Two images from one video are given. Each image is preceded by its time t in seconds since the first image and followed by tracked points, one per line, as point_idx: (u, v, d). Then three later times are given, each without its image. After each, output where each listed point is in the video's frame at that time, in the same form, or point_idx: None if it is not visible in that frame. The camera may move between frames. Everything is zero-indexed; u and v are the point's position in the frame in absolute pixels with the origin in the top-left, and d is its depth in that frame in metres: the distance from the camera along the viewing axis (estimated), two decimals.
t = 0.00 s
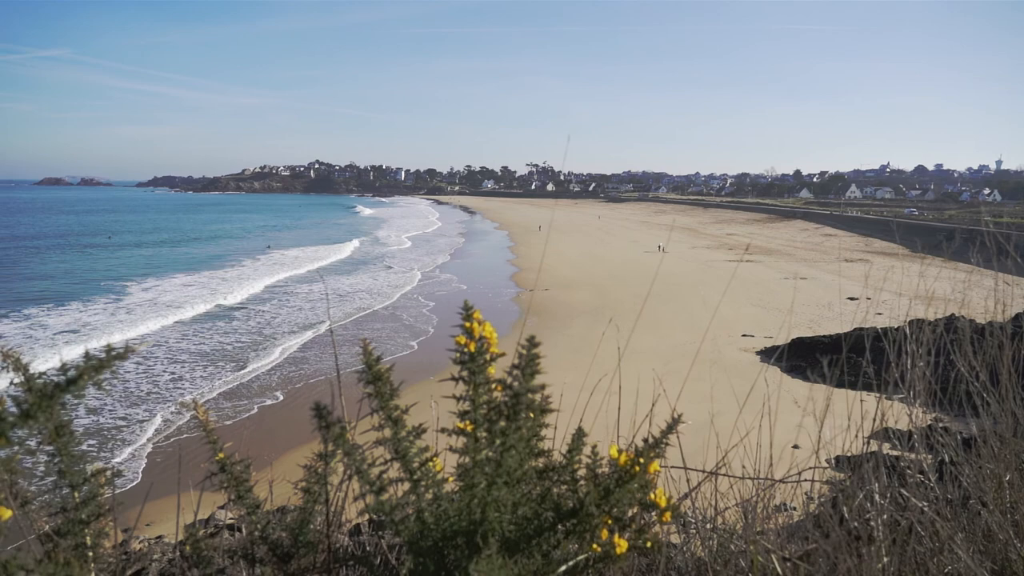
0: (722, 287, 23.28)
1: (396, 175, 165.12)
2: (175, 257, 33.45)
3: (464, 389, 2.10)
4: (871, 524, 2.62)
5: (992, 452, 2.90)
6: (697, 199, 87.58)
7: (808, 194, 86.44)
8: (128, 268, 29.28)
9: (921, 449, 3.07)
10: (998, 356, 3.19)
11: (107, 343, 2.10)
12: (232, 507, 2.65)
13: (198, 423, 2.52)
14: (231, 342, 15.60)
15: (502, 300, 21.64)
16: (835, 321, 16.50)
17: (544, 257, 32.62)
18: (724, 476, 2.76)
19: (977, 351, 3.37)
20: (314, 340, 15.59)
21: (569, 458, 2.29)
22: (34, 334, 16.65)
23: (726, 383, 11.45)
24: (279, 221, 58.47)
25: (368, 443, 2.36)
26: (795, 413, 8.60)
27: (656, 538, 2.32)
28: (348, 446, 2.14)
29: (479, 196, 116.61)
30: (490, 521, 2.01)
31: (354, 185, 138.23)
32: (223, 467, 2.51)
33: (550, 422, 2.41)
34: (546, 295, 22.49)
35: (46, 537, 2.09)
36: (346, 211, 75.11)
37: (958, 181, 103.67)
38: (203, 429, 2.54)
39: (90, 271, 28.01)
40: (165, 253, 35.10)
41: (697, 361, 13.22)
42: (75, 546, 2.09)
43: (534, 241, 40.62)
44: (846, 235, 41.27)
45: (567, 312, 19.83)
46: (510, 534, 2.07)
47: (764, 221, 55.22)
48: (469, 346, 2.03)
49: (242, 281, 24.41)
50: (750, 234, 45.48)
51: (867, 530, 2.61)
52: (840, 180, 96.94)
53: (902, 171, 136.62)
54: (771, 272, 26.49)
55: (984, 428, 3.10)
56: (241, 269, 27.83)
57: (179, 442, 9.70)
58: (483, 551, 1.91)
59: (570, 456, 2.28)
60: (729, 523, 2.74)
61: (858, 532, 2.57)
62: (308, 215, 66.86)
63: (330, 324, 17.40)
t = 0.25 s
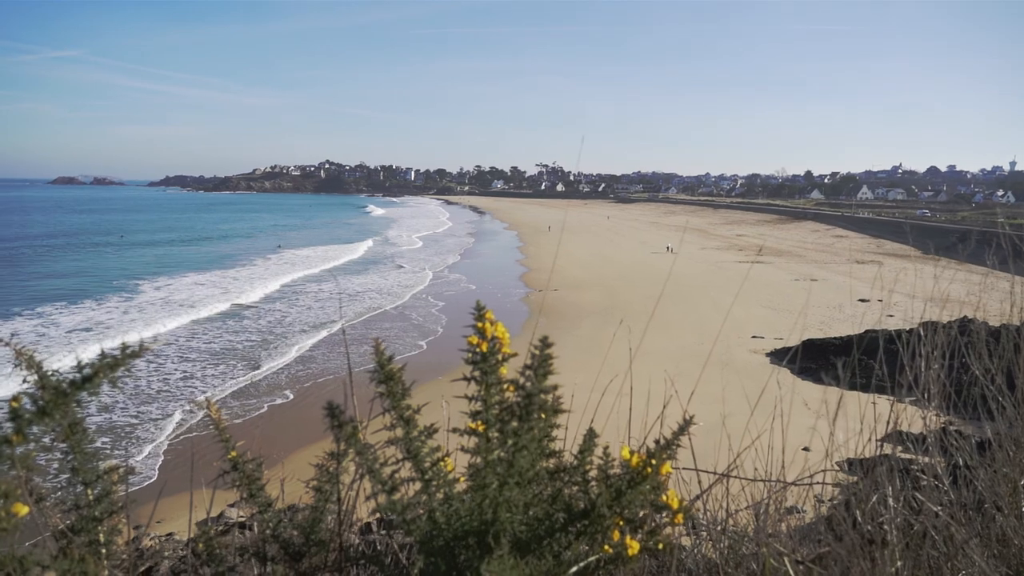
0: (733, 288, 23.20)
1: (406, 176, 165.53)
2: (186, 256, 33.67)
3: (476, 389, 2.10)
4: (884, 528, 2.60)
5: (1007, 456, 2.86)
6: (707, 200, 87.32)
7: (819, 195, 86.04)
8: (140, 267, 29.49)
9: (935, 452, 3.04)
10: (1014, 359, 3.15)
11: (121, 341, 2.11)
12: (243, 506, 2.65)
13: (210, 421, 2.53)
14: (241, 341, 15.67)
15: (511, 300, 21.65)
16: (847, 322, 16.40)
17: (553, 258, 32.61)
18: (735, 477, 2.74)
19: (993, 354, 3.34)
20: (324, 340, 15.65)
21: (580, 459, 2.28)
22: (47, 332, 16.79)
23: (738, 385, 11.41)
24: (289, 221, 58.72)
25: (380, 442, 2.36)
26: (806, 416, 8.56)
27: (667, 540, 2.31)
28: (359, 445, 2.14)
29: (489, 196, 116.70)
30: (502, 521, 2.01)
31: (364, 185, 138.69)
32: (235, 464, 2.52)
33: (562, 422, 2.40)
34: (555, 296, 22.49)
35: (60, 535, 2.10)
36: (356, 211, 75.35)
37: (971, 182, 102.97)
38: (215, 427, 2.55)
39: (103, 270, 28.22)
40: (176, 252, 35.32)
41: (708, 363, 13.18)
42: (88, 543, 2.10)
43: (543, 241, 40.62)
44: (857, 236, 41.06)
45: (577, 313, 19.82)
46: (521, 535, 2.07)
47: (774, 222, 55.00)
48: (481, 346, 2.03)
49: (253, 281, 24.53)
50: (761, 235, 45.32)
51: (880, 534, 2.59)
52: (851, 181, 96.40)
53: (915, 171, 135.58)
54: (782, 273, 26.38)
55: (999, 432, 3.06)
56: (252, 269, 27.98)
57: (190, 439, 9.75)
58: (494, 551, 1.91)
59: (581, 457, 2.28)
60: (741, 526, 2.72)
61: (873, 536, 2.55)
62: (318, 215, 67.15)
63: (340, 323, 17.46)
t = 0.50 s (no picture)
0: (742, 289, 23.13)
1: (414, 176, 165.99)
2: (196, 256, 33.83)
3: (486, 389, 2.10)
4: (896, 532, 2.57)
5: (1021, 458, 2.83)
6: (715, 201, 87.09)
7: (828, 197, 85.67)
8: (150, 266, 29.65)
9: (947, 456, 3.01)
10: None
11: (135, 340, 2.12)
12: (253, 505, 2.66)
13: (221, 420, 2.54)
14: (250, 340, 15.72)
15: (519, 301, 21.64)
16: (857, 324, 16.35)
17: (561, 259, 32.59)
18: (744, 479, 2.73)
19: (1007, 356, 3.31)
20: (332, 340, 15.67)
21: (591, 460, 2.28)
22: (58, 331, 16.88)
23: (749, 386, 11.37)
24: (298, 221, 58.90)
25: (390, 441, 2.36)
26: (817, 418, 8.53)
27: (678, 542, 2.29)
28: (370, 445, 2.14)
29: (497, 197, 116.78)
30: (513, 521, 2.01)
31: (373, 186, 139.09)
32: (246, 464, 2.52)
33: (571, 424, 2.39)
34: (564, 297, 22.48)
35: (72, 532, 2.10)
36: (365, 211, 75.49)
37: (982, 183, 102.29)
38: (226, 427, 2.56)
39: (113, 269, 28.37)
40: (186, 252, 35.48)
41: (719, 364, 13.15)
42: (99, 541, 2.10)
43: (552, 242, 40.59)
44: (867, 237, 40.85)
45: (585, 313, 19.80)
46: (531, 535, 2.07)
47: (784, 223, 54.77)
48: (491, 347, 2.03)
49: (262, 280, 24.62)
50: (770, 236, 45.13)
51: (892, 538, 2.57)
52: (861, 182, 95.92)
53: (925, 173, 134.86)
54: (791, 275, 26.29)
55: (1012, 434, 3.02)
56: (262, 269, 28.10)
57: (199, 438, 9.79)
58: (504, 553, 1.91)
59: (592, 459, 2.27)
60: (751, 528, 2.71)
61: (884, 538, 2.53)
62: (327, 215, 67.33)
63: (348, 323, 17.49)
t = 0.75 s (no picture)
0: (751, 291, 23.05)
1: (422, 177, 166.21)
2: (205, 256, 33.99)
3: (497, 390, 2.10)
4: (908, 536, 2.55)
5: None
6: (724, 202, 86.79)
7: (838, 198, 85.26)
8: (160, 266, 29.80)
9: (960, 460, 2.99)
10: None
11: (147, 342, 2.12)
12: (264, 504, 2.67)
13: (232, 420, 2.54)
14: (259, 340, 15.78)
15: (527, 302, 21.65)
16: (866, 326, 16.28)
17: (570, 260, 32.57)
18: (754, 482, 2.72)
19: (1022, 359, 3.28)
20: (342, 340, 15.71)
21: (600, 462, 2.28)
22: (69, 331, 16.99)
23: (759, 388, 11.33)
24: (307, 222, 59.09)
25: (400, 443, 2.36)
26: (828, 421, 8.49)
27: (688, 544, 2.29)
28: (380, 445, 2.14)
29: (505, 197, 116.80)
30: (523, 523, 2.01)
31: (381, 187, 139.29)
32: (257, 463, 2.52)
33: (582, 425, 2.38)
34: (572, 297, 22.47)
35: (85, 531, 2.12)
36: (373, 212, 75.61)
37: (993, 185, 101.60)
38: (237, 427, 2.56)
39: (123, 269, 28.53)
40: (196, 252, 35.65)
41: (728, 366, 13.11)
42: (112, 540, 2.11)
43: (560, 243, 40.57)
44: (877, 239, 40.69)
45: (594, 314, 19.78)
46: (541, 537, 2.06)
47: (793, 224, 54.58)
48: (502, 347, 2.03)
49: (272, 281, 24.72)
50: (779, 237, 44.97)
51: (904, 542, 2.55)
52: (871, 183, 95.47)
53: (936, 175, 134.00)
54: (800, 276, 26.19)
55: None
56: (271, 269, 28.20)
57: (211, 438, 9.81)
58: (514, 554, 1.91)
59: (602, 461, 2.27)
60: (761, 531, 2.70)
61: (898, 543, 2.52)
62: (335, 216, 67.43)
63: (357, 324, 17.54)
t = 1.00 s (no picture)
0: (761, 292, 22.99)
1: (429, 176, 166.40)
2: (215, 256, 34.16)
3: (507, 390, 2.10)
4: (919, 538, 2.54)
5: None
6: (733, 203, 86.52)
7: (847, 198, 84.86)
8: (170, 266, 29.96)
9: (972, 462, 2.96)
10: None
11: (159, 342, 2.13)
12: (274, 503, 2.68)
13: (243, 420, 2.56)
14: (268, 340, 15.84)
15: (536, 302, 21.65)
16: (876, 327, 16.23)
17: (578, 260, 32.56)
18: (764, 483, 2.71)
19: None
20: (351, 340, 15.76)
21: (610, 462, 2.27)
22: (80, 330, 17.10)
23: (770, 389, 11.30)
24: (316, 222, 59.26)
25: (411, 444, 2.36)
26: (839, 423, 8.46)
27: (698, 545, 2.28)
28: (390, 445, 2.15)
29: (513, 197, 116.81)
30: (533, 523, 2.01)
31: (390, 187, 139.58)
32: (268, 463, 2.53)
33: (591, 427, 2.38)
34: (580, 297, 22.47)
35: (97, 529, 2.12)
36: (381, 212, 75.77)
37: (1004, 185, 100.85)
38: (249, 426, 2.58)
39: (134, 270, 28.71)
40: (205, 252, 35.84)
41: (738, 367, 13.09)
42: (125, 537, 2.13)
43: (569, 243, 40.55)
44: (886, 239, 40.51)
45: (602, 315, 19.77)
46: (552, 537, 2.07)
47: (802, 224, 54.36)
48: (512, 348, 2.03)
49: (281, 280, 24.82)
50: (788, 238, 44.82)
51: (916, 544, 2.53)
52: (881, 183, 94.97)
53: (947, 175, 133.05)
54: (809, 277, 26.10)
55: None
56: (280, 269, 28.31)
57: (223, 438, 9.84)
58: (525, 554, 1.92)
59: (612, 461, 2.27)
60: (772, 533, 2.69)
61: (911, 545, 2.50)
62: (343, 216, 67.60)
63: (367, 324, 17.59)
